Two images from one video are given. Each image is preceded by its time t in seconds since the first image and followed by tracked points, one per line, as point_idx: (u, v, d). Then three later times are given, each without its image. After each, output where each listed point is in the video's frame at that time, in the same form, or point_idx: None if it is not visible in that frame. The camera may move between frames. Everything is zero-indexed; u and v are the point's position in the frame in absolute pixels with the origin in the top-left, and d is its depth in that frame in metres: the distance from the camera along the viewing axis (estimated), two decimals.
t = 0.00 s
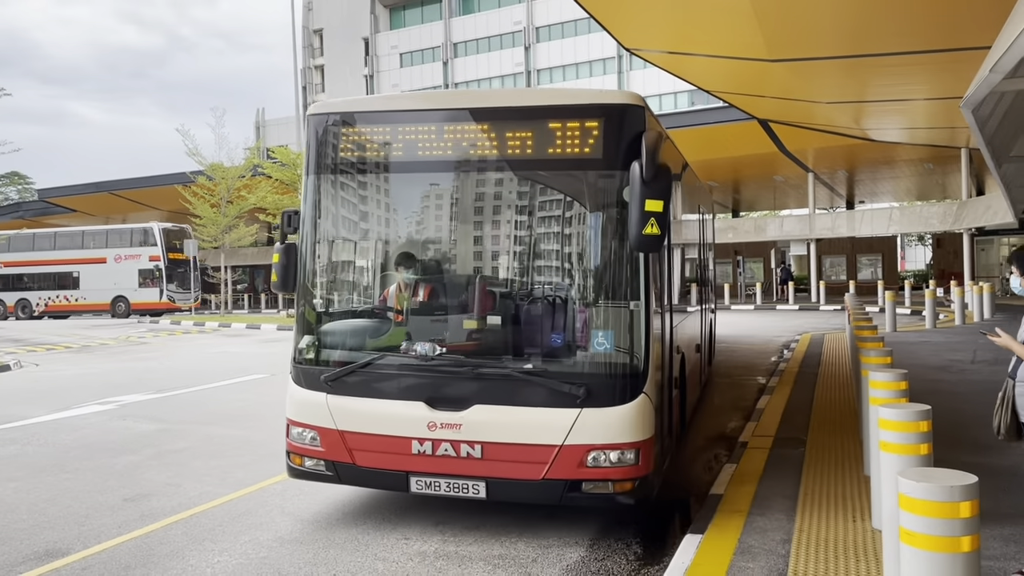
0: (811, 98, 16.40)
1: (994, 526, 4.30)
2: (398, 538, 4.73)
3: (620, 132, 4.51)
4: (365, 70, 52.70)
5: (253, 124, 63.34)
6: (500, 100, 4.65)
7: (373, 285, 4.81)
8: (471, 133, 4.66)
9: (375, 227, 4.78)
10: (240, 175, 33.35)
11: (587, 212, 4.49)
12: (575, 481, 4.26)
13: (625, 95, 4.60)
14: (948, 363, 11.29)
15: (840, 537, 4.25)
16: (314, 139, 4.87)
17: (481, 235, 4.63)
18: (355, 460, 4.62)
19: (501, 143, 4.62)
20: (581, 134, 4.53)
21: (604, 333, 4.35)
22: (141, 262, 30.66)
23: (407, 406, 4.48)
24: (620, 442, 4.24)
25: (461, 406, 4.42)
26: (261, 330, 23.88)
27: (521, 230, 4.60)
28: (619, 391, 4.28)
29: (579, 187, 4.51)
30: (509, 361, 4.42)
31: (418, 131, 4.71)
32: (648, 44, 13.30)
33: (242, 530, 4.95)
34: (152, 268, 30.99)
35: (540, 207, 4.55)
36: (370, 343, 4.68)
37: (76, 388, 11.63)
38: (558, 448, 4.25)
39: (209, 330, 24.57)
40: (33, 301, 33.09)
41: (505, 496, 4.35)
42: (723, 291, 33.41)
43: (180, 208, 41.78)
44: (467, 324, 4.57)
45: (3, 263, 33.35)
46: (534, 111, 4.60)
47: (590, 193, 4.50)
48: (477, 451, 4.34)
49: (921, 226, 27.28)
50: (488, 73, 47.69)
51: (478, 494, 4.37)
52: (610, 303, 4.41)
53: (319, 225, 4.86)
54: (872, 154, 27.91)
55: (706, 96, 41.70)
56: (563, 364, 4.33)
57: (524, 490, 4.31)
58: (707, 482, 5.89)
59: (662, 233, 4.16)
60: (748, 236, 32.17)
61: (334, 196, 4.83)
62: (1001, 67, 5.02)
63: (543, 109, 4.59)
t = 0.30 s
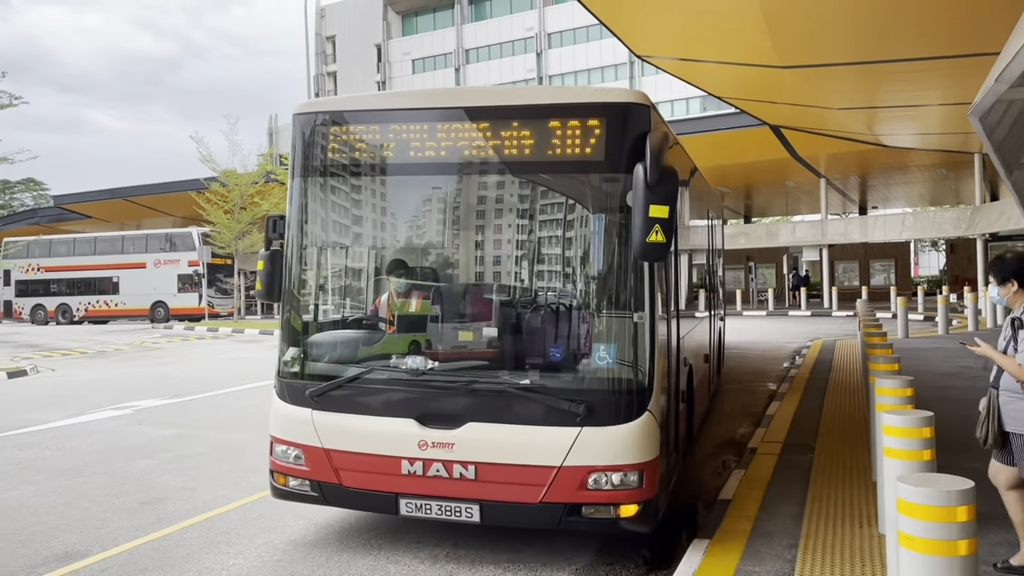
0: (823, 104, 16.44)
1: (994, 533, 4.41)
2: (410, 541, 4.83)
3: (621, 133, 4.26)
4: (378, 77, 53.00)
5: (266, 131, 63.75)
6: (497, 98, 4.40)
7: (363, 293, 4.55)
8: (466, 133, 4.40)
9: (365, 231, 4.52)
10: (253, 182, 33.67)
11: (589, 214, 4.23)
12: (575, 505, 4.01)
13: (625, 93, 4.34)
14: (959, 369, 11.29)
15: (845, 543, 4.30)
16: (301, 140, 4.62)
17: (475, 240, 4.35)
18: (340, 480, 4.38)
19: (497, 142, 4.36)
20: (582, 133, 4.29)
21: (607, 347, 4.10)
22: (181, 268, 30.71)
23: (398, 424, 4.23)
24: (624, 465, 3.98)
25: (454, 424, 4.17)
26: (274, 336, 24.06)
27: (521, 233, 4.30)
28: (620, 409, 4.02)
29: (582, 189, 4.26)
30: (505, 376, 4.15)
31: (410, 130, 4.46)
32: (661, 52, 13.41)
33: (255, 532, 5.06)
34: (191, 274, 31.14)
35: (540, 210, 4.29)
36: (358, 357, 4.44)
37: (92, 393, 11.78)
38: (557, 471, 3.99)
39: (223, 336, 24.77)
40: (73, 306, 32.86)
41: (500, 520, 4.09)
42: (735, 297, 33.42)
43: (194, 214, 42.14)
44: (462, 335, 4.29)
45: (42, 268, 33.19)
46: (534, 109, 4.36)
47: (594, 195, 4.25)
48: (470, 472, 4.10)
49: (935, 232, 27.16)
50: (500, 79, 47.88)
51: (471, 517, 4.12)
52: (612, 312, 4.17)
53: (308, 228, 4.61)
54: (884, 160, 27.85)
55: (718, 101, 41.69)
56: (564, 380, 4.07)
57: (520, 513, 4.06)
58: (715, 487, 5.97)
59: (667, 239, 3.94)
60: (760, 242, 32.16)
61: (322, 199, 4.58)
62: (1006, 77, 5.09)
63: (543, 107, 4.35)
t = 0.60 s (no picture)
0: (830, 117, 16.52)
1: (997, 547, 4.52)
2: (422, 553, 4.88)
3: (624, 140, 4.13)
4: (386, 89, 53.35)
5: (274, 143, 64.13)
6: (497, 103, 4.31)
7: (361, 307, 4.46)
8: (463, 141, 4.29)
9: (360, 243, 4.43)
10: (263, 194, 33.83)
11: (592, 225, 4.11)
12: (578, 530, 3.85)
13: (628, 99, 4.19)
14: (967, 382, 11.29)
15: (853, 554, 4.33)
16: (292, 149, 4.52)
17: (477, 252, 4.24)
18: (331, 504, 4.24)
19: (496, 150, 4.26)
20: (584, 140, 4.17)
21: (610, 364, 3.96)
22: (217, 278, 31.80)
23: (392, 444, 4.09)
24: (628, 488, 3.83)
25: (450, 445, 4.03)
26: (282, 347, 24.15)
27: (523, 245, 4.19)
28: (625, 429, 3.87)
29: (584, 200, 4.14)
30: (503, 394, 4.01)
31: (405, 138, 4.36)
32: (668, 66, 13.50)
33: (269, 544, 5.12)
34: (226, 285, 32.15)
35: (541, 222, 4.17)
36: (354, 376, 4.31)
37: (102, 404, 11.87)
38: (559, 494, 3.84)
39: (231, 347, 24.86)
40: (107, 317, 33.55)
41: (497, 547, 3.92)
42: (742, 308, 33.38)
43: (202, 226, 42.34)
44: (462, 350, 4.16)
45: (76, 279, 33.75)
46: (533, 115, 4.24)
47: (597, 204, 4.13)
48: (466, 495, 3.94)
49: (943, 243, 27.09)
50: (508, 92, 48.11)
51: (468, 544, 3.95)
52: (616, 326, 4.04)
53: (301, 239, 4.51)
54: (892, 172, 27.86)
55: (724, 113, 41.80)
56: (567, 400, 3.92)
57: (519, 540, 3.89)
58: (724, 499, 5.99)
59: (674, 252, 3.80)
60: (768, 253, 32.19)
61: (316, 210, 4.48)
62: (1010, 93, 5.15)
63: (543, 113, 4.23)
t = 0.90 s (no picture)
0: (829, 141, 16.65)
1: (1005, 574, 4.54)
2: None
3: (622, 163, 4.10)
4: (389, 114, 53.84)
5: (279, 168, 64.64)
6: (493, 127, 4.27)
7: (354, 331, 4.38)
8: (458, 165, 4.26)
9: (355, 268, 4.39)
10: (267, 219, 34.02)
11: (591, 248, 4.08)
12: (578, 566, 3.74)
13: (626, 122, 4.16)
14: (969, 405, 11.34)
15: None
16: (285, 174, 4.50)
17: (474, 277, 4.19)
18: (323, 539, 4.15)
19: (492, 174, 4.23)
20: (581, 163, 4.13)
21: (610, 393, 3.92)
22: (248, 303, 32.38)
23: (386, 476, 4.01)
24: (630, 522, 3.74)
25: (445, 477, 3.94)
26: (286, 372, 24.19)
27: (520, 269, 4.15)
28: (628, 459, 3.79)
29: (582, 223, 4.11)
30: (500, 423, 3.95)
31: (399, 163, 4.33)
32: (668, 91, 13.62)
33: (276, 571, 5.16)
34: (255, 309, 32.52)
35: (538, 244, 4.13)
36: (348, 406, 4.25)
37: (108, 430, 11.89)
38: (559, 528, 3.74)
39: (234, 372, 24.88)
40: (136, 342, 33.51)
41: None
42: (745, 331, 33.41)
43: (206, 250, 42.52)
44: (457, 379, 4.10)
45: (106, 303, 33.89)
46: (530, 139, 4.21)
47: (595, 227, 4.10)
48: (462, 529, 3.86)
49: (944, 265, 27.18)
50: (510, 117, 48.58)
51: None
52: (616, 352, 3.99)
53: (294, 265, 4.46)
54: (892, 195, 28.04)
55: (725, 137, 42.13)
56: (565, 428, 3.88)
57: None
58: (730, 524, 5.99)
59: (673, 276, 3.79)
60: (770, 275, 32.34)
61: (309, 235, 4.43)
62: (1006, 121, 5.25)
63: (540, 136, 4.20)
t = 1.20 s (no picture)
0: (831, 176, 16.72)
1: None
2: None
3: (621, 202, 4.11)
4: (393, 150, 54.25)
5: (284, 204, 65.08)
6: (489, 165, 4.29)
7: (353, 368, 4.37)
8: (455, 205, 4.27)
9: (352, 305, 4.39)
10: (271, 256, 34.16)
11: (589, 284, 4.09)
12: None
13: (625, 161, 4.18)
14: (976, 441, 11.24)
15: None
16: (282, 213, 4.50)
17: (474, 315, 4.18)
18: None
19: (488, 214, 4.24)
20: (578, 203, 4.15)
21: (610, 436, 3.89)
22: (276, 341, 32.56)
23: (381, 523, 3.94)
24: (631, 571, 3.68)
25: (441, 524, 3.89)
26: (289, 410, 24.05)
27: (518, 307, 4.15)
28: (628, 506, 3.75)
29: (582, 260, 4.11)
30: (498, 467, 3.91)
31: (396, 203, 4.34)
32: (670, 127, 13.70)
33: None
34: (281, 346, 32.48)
35: (536, 282, 4.14)
36: (343, 451, 4.21)
37: (110, 470, 11.82)
38: None
39: (238, 410, 24.76)
40: (164, 378, 33.44)
41: None
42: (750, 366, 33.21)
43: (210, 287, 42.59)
44: (455, 422, 4.10)
45: (133, 340, 33.97)
46: (526, 179, 4.23)
47: (593, 266, 4.10)
48: None
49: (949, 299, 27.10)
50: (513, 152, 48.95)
51: None
52: (616, 392, 3.97)
53: (289, 303, 4.44)
54: (896, 229, 28.06)
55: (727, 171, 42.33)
56: (564, 472, 3.85)
57: None
58: (735, 568, 5.90)
59: (672, 317, 3.74)
60: (775, 309, 32.27)
61: (306, 274, 4.42)
62: (1003, 160, 5.28)
63: (537, 176, 4.22)
